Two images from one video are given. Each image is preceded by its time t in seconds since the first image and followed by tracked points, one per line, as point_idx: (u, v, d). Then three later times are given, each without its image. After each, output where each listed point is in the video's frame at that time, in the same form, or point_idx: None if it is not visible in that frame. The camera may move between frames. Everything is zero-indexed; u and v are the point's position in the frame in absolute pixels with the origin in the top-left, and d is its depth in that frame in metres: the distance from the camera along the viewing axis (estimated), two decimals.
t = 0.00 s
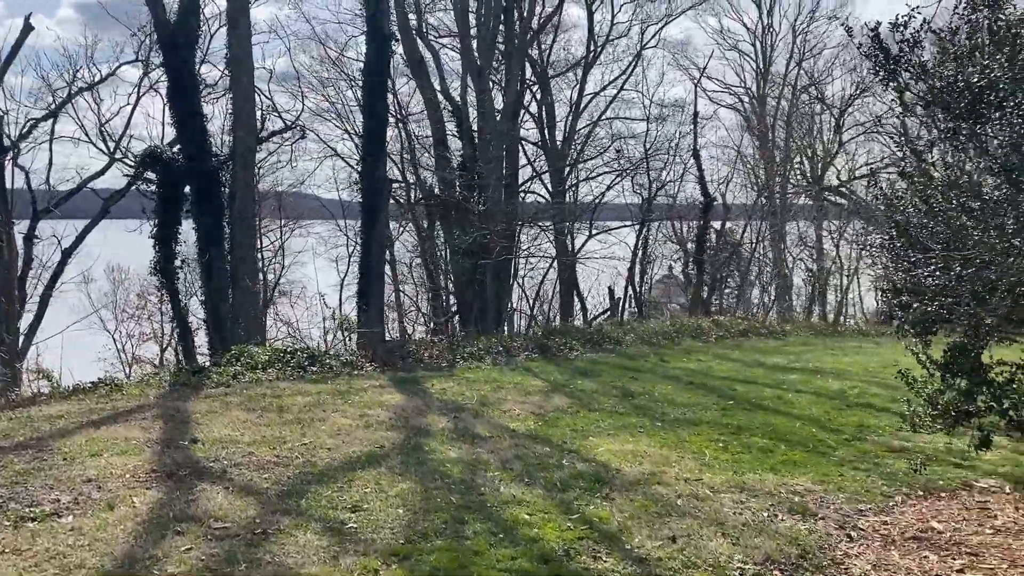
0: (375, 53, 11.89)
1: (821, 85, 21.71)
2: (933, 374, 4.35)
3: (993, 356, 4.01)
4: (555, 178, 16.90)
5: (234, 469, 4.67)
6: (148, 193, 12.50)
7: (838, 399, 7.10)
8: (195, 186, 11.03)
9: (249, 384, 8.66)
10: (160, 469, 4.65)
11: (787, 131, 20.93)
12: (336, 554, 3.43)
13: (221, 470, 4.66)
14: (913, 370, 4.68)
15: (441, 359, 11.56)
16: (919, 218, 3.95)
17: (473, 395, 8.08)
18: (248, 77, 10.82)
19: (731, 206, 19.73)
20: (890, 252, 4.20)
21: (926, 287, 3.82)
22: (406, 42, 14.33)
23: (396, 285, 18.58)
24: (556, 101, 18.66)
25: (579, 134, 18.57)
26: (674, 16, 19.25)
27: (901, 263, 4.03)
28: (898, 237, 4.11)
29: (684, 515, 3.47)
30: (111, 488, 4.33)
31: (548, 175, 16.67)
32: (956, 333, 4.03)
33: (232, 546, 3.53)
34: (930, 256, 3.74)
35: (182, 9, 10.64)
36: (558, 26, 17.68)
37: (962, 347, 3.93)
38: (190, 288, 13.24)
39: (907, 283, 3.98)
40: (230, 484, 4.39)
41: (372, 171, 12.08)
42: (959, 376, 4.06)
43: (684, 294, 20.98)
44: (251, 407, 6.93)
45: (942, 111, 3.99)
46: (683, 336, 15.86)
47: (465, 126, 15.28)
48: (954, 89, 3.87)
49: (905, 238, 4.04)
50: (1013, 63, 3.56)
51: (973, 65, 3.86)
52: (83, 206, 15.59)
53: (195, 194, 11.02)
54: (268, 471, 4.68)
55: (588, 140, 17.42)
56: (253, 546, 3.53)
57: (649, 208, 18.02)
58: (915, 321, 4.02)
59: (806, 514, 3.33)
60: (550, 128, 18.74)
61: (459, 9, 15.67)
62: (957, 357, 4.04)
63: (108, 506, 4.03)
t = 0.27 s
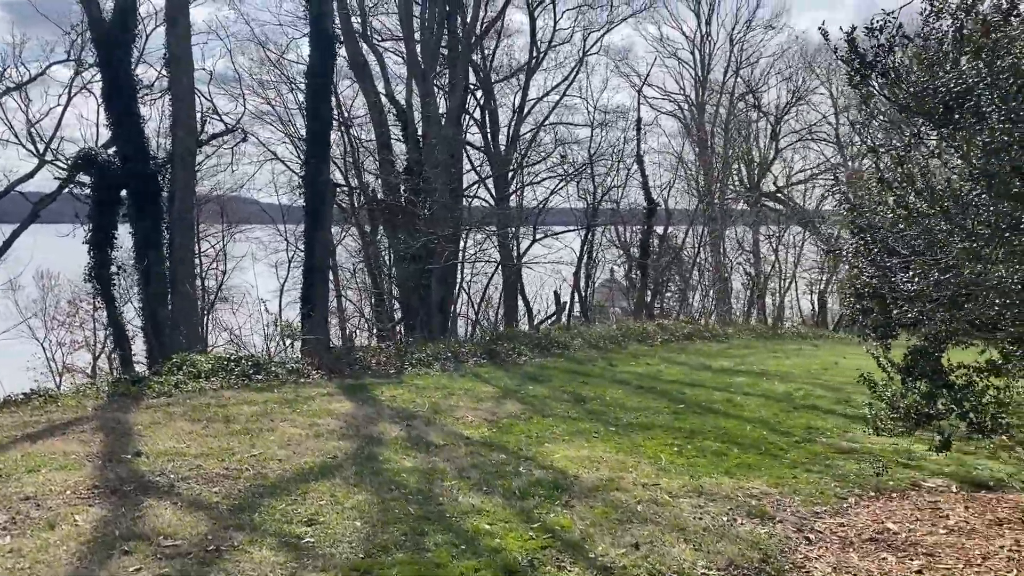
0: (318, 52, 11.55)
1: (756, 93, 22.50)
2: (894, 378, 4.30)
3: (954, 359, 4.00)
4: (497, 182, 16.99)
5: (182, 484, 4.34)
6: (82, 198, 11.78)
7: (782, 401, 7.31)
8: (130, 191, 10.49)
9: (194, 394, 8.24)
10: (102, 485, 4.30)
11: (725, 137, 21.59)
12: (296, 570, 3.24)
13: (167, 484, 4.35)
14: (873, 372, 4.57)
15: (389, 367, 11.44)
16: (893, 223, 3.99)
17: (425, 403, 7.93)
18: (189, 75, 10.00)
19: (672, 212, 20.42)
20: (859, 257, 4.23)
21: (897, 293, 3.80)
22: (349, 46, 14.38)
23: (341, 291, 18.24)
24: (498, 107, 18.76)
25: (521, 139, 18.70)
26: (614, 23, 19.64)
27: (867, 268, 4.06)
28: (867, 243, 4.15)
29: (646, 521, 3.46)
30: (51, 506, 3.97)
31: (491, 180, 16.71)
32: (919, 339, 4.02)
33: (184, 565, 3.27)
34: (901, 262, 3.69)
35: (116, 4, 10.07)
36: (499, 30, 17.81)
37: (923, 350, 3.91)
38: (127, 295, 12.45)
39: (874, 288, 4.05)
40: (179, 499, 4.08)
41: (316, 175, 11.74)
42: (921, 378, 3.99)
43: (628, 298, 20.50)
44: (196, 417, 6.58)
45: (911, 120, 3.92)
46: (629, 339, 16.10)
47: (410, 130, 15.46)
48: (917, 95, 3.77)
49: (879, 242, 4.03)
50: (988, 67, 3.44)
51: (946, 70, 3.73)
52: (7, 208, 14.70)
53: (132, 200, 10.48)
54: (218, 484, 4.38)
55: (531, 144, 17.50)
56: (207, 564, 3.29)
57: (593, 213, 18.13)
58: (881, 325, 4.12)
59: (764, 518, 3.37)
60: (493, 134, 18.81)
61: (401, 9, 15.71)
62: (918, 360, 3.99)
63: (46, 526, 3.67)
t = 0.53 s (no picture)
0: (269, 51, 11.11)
1: (702, 100, 23.04)
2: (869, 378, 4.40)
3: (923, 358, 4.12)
4: (448, 187, 16.94)
5: (134, 497, 4.11)
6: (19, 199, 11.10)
7: (739, 403, 7.45)
8: (72, 196, 10.04)
9: (143, 403, 7.91)
10: (50, 500, 4.04)
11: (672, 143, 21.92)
12: None
13: (118, 497, 4.11)
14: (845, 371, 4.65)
15: (344, 373, 11.24)
16: (868, 217, 3.93)
17: (383, 409, 7.81)
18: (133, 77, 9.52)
19: (624, 216, 20.33)
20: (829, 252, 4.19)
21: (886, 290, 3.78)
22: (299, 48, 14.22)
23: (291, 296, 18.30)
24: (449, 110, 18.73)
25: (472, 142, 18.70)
26: (563, 29, 19.88)
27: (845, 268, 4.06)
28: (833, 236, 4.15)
29: (615, 526, 3.44)
30: None
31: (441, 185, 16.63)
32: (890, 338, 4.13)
33: None
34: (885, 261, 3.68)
35: None
36: (449, 34, 17.79)
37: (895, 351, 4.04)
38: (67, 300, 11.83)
39: (845, 287, 4.05)
40: (131, 512, 3.86)
41: (266, 178, 11.38)
42: (895, 379, 4.11)
43: (579, 302, 20.71)
44: (146, 427, 6.30)
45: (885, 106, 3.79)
46: (585, 342, 16.23)
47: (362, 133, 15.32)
48: (900, 87, 3.59)
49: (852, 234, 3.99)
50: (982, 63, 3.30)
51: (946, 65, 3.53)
52: None
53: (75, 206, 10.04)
54: (173, 496, 4.17)
55: (482, 149, 17.48)
56: None
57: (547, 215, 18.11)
58: (852, 323, 4.13)
59: (732, 521, 3.39)
60: (444, 137, 18.75)
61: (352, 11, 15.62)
62: (890, 359, 4.11)
63: None
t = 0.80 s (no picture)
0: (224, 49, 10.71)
1: (658, 105, 23.36)
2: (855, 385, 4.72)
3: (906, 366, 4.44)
4: (405, 191, 16.78)
5: (93, 515, 3.89)
6: None
7: (706, 407, 7.52)
8: (15, 201, 9.58)
9: (96, 414, 7.58)
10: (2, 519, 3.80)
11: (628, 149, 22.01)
12: None
13: (75, 516, 3.89)
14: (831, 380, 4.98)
15: (304, 381, 10.98)
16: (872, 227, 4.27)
17: (348, 418, 7.65)
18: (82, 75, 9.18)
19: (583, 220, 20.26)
20: (823, 261, 4.57)
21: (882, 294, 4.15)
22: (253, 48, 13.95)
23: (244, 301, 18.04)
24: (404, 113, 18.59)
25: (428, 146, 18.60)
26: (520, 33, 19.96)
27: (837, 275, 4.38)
28: (827, 248, 4.56)
29: (592, 537, 3.40)
30: None
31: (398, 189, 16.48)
32: (876, 345, 4.44)
33: None
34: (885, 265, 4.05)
35: None
36: (406, 37, 17.68)
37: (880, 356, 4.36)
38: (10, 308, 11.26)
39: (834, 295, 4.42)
40: (91, 531, 3.65)
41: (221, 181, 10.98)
42: (881, 385, 4.42)
43: (536, 307, 20.69)
44: (102, 439, 6.05)
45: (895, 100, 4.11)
46: (547, 347, 16.25)
47: (319, 135, 15.10)
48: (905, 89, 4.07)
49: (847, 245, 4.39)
50: (993, 71, 3.59)
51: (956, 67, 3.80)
52: None
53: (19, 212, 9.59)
54: (134, 513, 3.97)
55: (438, 153, 17.37)
56: None
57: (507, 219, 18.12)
58: (842, 328, 4.46)
59: (710, 529, 3.39)
60: (400, 140, 18.59)
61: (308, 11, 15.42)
62: (874, 364, 4.45)
63: None
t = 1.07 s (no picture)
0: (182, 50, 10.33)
1: (620, 111, 23.61)
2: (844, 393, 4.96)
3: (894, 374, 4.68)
4: (366, 196, 16.63)
5: (57, 533, 3.70)
6: None
7: (677, 412, 7.58)
8: None
9: (53, 426, 7.30)
10: None
11: (590, 156, 22.31)
12: None
13: (36, 533, 3.70)
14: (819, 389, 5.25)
15: (268, 390, 10.73)
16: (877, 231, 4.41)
17: (318, 428, 7.52)
18: (36, 74, 8.84)
19: (547, 225, 20.37)
20: (822, 271, 4.71)
21: (889, 304, 4.13)
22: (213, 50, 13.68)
23: (202, 306, 17.60)
24: (365, 117, 18.43)
25: (389, 149, 18.47)
26: (482, 38, 19.99)
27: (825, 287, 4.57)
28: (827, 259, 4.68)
29: (575, 549, 3.36)
30: None
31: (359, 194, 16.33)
32: (864, 353, 4.65)
33: None
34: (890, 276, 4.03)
35: None
36: (368, 41, 17.55)
37: (866, 364, 4.56)
38: None
39: (821, 303, 4.65)
40: (54, 550, 3.47)
41: (181, 186, 10.59)
42: (869, 393, 4.64)
43: (500, 311, 20.56)
44: (62, 453, 5.83)
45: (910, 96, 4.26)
46: (515, 352, 16.24)
47: (281, 139, 14.87)
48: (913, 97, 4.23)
49: (854, 254, 4.40)
50: (1002, 76, 3.57)
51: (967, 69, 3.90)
52: None
53: None
54: (99, 530, 3.80)
55: (400, 158, 17.26)
56: None
57: (472, 224, 18.14)
58: (831, 335, 4.72)
59: (692, 538, 3.40)
60: (360, 144, 18.42)
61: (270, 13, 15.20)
62: (864, 373, 4.64)
63: None
